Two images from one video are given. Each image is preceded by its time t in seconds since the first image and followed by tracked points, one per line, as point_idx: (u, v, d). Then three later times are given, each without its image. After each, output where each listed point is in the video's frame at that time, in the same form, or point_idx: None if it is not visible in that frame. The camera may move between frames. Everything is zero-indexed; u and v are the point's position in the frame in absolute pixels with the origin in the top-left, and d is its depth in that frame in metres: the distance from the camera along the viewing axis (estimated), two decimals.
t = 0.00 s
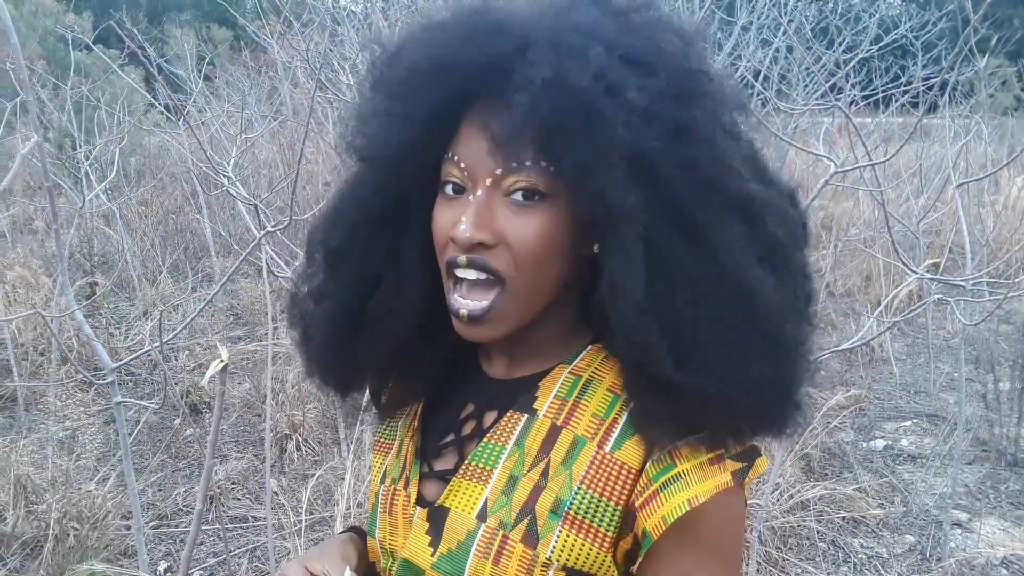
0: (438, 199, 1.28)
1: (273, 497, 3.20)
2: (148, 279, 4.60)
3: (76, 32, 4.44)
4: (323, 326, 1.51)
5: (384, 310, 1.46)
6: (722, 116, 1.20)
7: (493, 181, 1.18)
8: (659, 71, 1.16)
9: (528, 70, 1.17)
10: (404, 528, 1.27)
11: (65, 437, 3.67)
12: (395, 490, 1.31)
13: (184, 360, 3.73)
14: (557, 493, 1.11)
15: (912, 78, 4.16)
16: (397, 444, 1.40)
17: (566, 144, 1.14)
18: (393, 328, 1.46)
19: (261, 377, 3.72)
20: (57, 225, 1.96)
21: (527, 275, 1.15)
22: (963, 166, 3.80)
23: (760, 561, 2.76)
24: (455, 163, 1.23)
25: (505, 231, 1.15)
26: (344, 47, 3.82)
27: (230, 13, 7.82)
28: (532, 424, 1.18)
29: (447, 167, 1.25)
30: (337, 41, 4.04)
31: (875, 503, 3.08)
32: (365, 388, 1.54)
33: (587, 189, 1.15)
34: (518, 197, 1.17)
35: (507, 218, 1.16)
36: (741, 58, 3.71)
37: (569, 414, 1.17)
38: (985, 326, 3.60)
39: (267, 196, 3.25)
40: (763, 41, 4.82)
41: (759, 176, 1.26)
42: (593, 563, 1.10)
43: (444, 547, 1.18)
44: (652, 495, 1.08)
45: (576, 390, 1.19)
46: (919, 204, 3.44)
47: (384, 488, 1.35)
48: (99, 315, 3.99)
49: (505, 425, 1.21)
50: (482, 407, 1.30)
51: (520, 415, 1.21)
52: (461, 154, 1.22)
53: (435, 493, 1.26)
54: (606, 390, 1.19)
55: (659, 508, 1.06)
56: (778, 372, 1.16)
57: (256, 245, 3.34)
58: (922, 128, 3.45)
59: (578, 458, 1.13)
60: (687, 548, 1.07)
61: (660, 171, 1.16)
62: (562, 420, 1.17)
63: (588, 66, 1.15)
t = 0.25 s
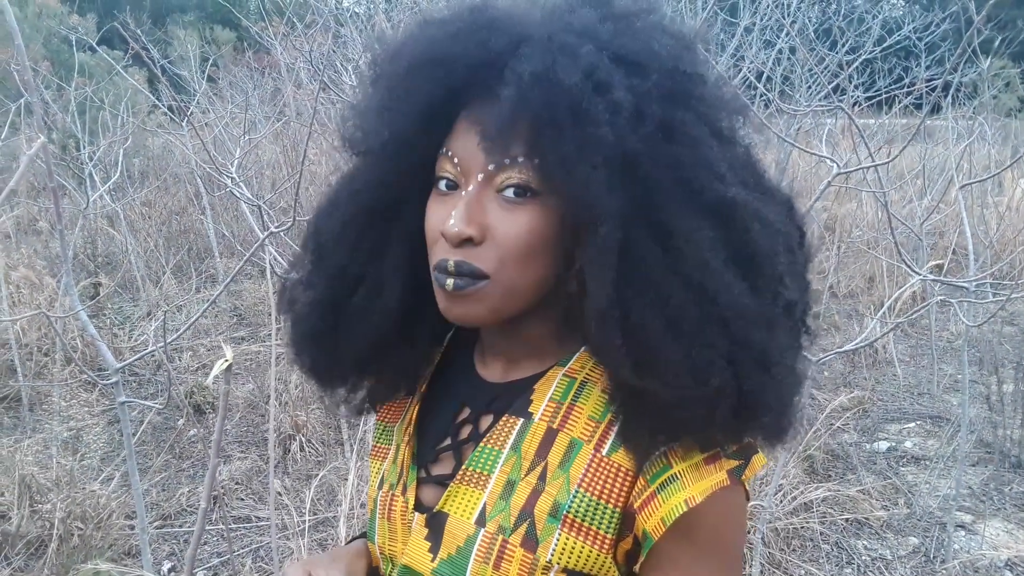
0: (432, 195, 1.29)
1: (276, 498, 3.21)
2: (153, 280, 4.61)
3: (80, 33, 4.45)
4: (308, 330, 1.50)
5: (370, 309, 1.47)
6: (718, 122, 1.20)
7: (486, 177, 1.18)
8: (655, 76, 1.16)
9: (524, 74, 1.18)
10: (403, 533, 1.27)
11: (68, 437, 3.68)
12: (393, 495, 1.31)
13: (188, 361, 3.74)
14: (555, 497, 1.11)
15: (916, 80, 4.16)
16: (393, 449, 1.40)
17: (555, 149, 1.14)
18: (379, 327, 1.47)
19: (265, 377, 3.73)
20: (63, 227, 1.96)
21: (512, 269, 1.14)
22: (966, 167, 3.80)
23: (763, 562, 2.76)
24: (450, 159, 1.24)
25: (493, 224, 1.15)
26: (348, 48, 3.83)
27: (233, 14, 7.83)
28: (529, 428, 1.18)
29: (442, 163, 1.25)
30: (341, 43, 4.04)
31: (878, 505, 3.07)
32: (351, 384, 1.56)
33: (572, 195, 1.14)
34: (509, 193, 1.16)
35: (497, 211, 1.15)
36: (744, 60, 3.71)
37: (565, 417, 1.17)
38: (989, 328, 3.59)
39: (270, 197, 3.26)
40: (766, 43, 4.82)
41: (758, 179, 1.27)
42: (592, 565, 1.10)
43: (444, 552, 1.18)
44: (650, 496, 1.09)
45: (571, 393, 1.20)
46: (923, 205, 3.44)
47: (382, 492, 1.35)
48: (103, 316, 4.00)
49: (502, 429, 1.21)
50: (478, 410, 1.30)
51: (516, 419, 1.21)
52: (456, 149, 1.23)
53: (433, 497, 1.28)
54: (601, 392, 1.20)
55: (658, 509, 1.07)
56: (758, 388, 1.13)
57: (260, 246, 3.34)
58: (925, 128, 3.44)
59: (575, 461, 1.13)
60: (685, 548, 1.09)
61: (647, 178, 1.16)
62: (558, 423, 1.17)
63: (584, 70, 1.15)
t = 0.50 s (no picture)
0: (437, 209, 1.27)
1: (275, 497, 3.19)
2: (151, 277, 4.59)
3: (78, 28, 4.41)
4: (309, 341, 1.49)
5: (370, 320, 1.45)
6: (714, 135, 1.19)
7: (506, 201, 1.17)
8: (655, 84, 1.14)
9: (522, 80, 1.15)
10: (405, 533, 1.26)
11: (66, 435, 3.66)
12: (394, 496, 1.30)
13: (186, 359, 3.72)
14: (566, 487, 1.14)
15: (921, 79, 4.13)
16: (392, 450, 1.39)
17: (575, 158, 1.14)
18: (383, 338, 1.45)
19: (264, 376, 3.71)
20: (61, 223, 1.94)
21: (541, 291, 1.17)
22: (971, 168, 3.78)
23: (764, 564, 2.74)
24: (460, 178, 1.21)
25: (520, 252, 1.16)
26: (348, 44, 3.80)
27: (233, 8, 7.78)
28: (535, 421, 1.19)
29: (448, 181, 1.23)
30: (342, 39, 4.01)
31: (881, 507, 3.06)
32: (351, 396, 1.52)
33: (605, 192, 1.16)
34: (531, 214, 1.17)
35: (523, 236, 1.16)
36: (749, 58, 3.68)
37: (571, 409, 1.19)
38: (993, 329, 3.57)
39: (271, 194, 3.23)
40: (770, 41, 4.79)
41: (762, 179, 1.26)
42: (605, 552, 1.13)
43: (452, 549, 1.18)
44: (662, 481, 1.13)
45: (577, 384, 1.22)
46: (927, 205, 3.41)
47: (381, 493, 1.34)
48: (102, 313, 3.98)
49: (509, 422, 1.21)
50: (479, 407, 1.31)
51: (522, 413, 1.21)
52: (467, 168, 1.21)
53: (436, 496, 1.27)
54: (605, 383, 1.22)
55: (671, 494, 1.11)
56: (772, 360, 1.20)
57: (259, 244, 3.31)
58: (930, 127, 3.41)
59: (584, 451, 1.15)
60: (695, 531, 1.13)
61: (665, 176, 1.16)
62: (565, 414, 1.19)
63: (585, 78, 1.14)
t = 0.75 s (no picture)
0: (437, 215, 1.26)
1: (272, 501, 3.18)
2: (148, 280, 4.58)
3: (74, 31, 4.40)
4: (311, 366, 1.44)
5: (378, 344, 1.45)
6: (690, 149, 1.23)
7: (518, 209, 1.20)
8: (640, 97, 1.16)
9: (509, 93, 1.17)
10: (401, 549, 1.31)
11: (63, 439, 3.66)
12: (386, 511, 1.34)
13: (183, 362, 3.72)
14: (559, 490, 1.18)
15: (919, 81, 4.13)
16: (379, 467, 1.42)
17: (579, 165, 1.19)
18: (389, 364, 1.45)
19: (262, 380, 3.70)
20: (56, 227, 1.94)
21: (550, 296, 1.23)
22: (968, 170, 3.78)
23: (762, 567, 2.74)
24: (470, 186, 1.22)
25: (533, 260, 1.20)
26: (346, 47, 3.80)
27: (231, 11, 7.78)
28: (524, 426, 1.23)
29: (455, 187, 1.23)
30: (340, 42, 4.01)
31: (880, 509, 3.05)
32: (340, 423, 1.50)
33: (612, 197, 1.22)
34: (540, 223, 1.21)
35: (534, 246, 1.21)
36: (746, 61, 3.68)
37: (558, 411, 1.24)
38: (991, 331, 3.57)
39: (268, 197, 3.23)
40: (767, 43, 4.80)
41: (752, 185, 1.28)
42: (603, 549, 1.18)
43: (451, 559, 1.23)
44: (655, 476, 1.17)
45: (562, 386, 1.26)
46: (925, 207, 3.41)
47: (372, 510, 1.37)
48: (98, 317, 3.97)
49: (497, 429, 1.25)
50: (466, 415, 1.35)
51: (510, 419, 1.25)
52: (477, 176, 1.21)
53: (429, 509, 1.31)
54: (591, 383, 1.27)
55: (665, 488, 1.16)
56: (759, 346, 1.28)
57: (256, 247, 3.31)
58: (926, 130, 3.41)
59: (574, 452, 1.19)
60: (686, 521, 1.19)
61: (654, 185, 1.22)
62: (553, 417, 1.23)
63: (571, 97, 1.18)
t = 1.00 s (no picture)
0: (441, 218, 1.26)
1: (270, 496, 3.19)
2: (148, 276, 4.59)
3: (75, 26, 4.40)
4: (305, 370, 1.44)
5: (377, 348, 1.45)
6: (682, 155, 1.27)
7: (522, 207, 1.21)
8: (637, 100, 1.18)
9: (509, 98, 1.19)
10: (412, 552, 1.31)
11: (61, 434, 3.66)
12: (395, 516, 1.34)
13: (182, 358, 3.73)
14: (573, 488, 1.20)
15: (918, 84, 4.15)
16: (383, 472, 1.41)
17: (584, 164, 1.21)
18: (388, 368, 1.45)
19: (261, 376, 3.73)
20: (57, 221, 1.94)
21: (556, 293, 1.23)
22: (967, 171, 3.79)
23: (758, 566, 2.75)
24: (473, 186, 1.23)
25: (540, 257, 1.21)
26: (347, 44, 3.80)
27: (232, 9, 7.80)
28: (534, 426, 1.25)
29: (458, 188, 1.23)
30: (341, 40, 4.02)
31: (876, 509, 3.06)
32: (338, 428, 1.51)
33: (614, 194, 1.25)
34: (544, 219, 1.22)
35: (541, 242, 1.21)
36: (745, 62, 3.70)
37: (568, 409, 1.25)
38: (989, 333, 3.59)
39: (268, 193, 3.24)
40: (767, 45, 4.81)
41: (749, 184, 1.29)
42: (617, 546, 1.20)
43: (466, 561, 1.23)
44: (668, 470, 1.19)
45: (570, 384, 1.27)
46: (923, 209, 3.43)
47: (378, 516, 1.36)
48: (97, 312, 3.98)
49: (507, 429, 1.26)
50: (472, 418, 1.36)
51: (519, 419, 1.26)
52: (480, 176, 1.22)
53: (438, 513, 1.31)
54: (598, 380, 1.28)
55: (679, 481, 1.18)
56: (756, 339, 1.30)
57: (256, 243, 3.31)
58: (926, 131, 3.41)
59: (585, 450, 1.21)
60: (705, 516, 1.19)
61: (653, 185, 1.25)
62: (563, 416, 1.24)
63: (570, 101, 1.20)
